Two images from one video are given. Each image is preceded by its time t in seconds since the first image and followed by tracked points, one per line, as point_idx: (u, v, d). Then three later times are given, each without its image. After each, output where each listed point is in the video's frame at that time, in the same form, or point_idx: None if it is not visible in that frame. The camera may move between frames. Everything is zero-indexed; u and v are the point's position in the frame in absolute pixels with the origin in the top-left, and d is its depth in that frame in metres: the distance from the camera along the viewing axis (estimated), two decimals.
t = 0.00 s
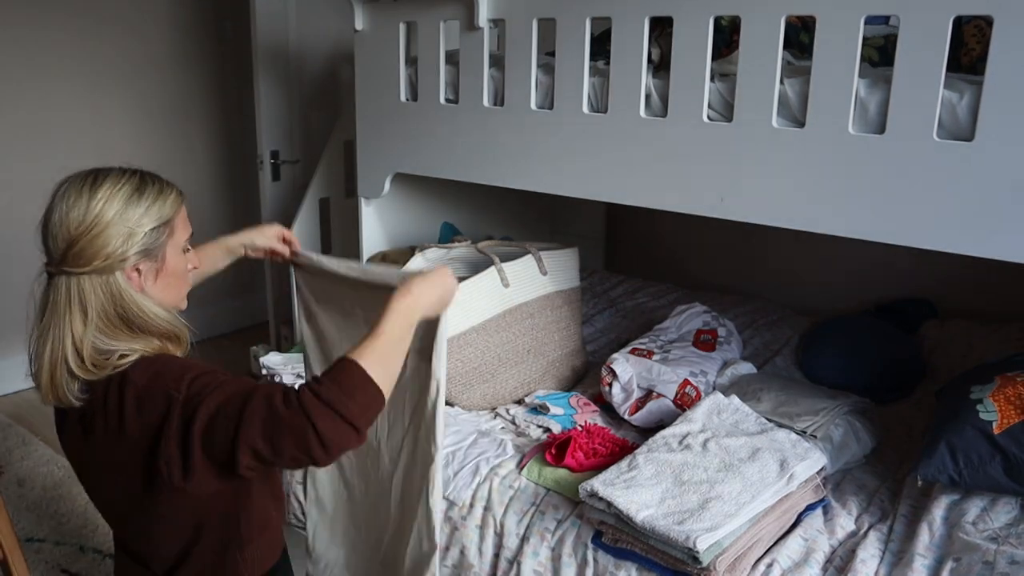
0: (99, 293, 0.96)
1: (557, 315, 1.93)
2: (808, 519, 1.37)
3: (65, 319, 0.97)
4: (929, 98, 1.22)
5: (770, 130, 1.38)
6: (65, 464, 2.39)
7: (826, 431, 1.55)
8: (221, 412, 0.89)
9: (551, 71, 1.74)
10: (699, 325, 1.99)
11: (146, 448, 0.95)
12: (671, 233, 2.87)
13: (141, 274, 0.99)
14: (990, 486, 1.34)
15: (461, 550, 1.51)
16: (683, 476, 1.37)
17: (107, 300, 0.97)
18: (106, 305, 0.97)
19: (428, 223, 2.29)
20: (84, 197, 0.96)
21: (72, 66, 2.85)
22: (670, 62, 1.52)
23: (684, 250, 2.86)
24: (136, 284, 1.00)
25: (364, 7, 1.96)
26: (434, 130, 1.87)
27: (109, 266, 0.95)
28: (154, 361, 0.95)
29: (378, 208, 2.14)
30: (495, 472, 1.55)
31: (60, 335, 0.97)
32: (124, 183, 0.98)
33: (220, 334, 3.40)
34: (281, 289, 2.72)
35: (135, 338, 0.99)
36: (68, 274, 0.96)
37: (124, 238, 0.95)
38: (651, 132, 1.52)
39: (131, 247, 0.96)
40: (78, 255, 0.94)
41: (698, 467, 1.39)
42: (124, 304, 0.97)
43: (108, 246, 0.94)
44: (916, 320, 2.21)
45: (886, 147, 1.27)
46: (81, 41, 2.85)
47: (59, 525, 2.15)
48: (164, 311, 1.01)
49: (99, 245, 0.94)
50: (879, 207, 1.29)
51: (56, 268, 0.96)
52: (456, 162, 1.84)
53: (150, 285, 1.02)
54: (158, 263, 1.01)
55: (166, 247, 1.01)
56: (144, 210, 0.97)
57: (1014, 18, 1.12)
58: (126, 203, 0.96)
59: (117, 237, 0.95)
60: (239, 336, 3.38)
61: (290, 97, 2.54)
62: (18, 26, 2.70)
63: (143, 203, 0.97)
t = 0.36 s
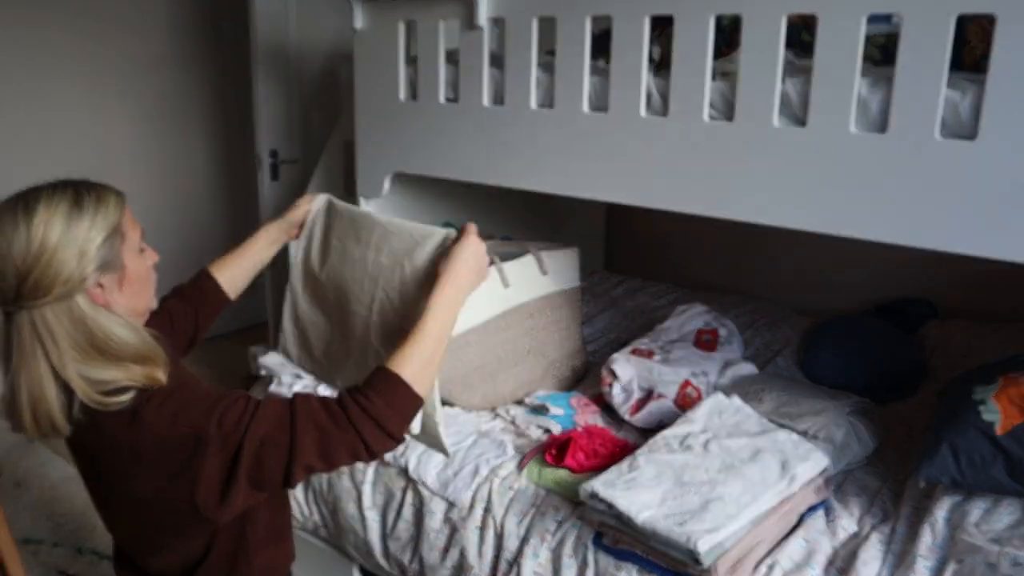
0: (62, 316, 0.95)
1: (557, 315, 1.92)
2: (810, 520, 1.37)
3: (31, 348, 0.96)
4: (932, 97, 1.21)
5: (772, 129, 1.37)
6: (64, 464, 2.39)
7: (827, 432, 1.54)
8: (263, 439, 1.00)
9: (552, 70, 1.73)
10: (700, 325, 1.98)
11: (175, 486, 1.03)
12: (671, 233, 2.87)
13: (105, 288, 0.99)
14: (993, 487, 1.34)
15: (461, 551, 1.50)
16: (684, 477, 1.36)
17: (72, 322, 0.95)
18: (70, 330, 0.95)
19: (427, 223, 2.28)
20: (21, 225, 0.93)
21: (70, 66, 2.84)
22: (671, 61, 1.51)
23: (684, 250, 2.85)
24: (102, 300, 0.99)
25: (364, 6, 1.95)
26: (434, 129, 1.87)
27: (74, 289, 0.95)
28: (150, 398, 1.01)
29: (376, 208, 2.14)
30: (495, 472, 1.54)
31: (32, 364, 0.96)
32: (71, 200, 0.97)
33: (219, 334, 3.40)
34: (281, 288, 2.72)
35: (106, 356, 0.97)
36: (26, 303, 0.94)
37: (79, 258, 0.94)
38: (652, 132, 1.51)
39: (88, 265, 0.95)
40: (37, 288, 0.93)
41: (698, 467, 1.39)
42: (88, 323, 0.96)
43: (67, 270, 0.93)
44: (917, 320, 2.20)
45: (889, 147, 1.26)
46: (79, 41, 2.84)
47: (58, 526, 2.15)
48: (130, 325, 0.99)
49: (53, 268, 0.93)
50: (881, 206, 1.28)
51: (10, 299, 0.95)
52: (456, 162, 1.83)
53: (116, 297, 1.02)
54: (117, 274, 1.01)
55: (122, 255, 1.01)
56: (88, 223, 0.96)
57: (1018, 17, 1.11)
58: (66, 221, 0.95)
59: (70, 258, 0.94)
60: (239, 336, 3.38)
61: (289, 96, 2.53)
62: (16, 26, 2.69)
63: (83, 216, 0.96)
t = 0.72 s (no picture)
0: (103, 265, 1.11)
1: (557, 315, 1.92)
2: (810, 520, 1.36)
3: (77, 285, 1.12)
4: (932, 97, 1.21)
5: (772, 129, 1.37)
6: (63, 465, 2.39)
7: (828, 432, 1.54)
8: (234, 417, 1.07)
9: (552, 70, 1.73)
10: (700, 325, 1.98)
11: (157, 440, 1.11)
12: (671, 233, 2.87)
13: (145, 249, 1.13)
14: (993, 487, 1.34)
15: (461, 551, 1.50)
16: (684, 477, 1.36)
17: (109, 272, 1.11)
18: (108, 275, 1.10)
19: (427, 223, 2.28)
20: (89, 178, 1.11)
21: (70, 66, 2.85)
22: (671, 61, 1.51)
23: (685, 250, 2.85)
24: (140, 260, 1.13)
25: (364, 6, 1.95)
26: (433, 129, 1.87)
27: (114, 241, 1.10)
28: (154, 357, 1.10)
29: (376, 209, 2.14)
30: (496, 472, 1.54)
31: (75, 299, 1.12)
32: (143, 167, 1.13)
33: (219, 334, 3.40)
34: (281, 289, 2.72)
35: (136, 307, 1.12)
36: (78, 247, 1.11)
37: (124, 215, 1.10)
38: (652, 132, 1.51)
39: (131, 223, 1.10)
40: (91, 234, 1.09)
41: (698, 467, 1.39)
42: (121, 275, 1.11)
43: (111, 223, 1.09)
44: (918, 320, 2.20)
45: (889, 147, 1.26)
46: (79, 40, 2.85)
47: (58, 526, 2.15)
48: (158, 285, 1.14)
49: (102, 222, 1.09)
50: (881, 207, 1.28)
51: (70, 241, 1.12)
52: (456, 162, 1.84)
53: (156, 259, 1.15)
54: (164, 239, 1.14)
55: (168, 223, 1.14)
56: (142, 188, 1.12)
57: (1018, 16, 1.11)
58: (123, 182, 1.11)
59: (124, 212, 1.10)
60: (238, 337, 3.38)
61: (289, 96, 2.53)
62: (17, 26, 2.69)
63: (139, 180, 1.12)
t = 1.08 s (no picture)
0: (489, 318, 1.17)
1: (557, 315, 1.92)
2: (811, 521, 1.36)
3: (443, 342, 1.15)
4: (932, 97, 1.21)
5: (771, 130, 1.37)
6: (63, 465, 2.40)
7: (827, 434, 1.56)
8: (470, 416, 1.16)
9: (552, 71, 1.73)
10: (700, 325, 1.98)
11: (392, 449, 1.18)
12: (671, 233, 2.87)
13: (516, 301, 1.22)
14: (994, 488, 1.34)
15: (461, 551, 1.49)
16: (687, 477, 1.37)
17: (489, 326, 1.17)
18: (490, 329, 1.17)
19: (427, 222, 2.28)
20: (476, 239, 1.16)
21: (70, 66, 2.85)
22: (671, 61, 1.51)
23: (685, 249, 2.85)
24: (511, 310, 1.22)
25: (364, 7, 1.95)
26: (434, 129, 1.87)
27: (499, 298, 1.17)
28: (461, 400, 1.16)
29: (376, 209, 2.14)
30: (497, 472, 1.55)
31: (442, 355, 1.15)
32: (444, 225, 1.19)
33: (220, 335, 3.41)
34: (281, 289, 2.73)
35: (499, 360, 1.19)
36: (461, 302, 1.16)
37: (508, 275, 1.17)
38: (652, 132, 1.51)
39: (516, 281, 1.18)
40: (470, 291, 1.15)
41: (701, 468, 1.39)
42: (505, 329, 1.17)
43: (497, 282, 1.16)
44: (918, 320, 2.20)
45: (889, 147, 1.26)
46: (79, 41, 2.85)
47: (58, 526, 2.16)
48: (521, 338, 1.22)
49: (487, 279, 1.15)
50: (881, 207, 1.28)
51: (443, 295, 1.16)
52: (456, 162, 1.84)
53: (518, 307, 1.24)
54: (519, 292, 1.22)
55: (530, 277, 1.23)
56: (516, 249, 1.18)
57: (1019, 17, 1.11)
58: (506, 244, 1.17)
59: (494, 273, 1.16)
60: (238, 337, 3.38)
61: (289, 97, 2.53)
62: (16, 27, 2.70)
63: (517, 242, 1.19)
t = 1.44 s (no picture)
0: (494, 285, 1.35)
1: (557, 315, 1.92)
2: (810, 520, 1.36)
3: (457, 306, 1.32)
4: (932, 96, 1.21)
5: (771, 130, 1.37)
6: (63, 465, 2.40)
7: (824, 437, 1.55)
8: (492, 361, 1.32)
9: (552, 71, 1.73)
10: (700, 325, 1.98)
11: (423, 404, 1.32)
12: (671, 234, 2.87)
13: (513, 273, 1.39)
14: (994, 487, 1.34)
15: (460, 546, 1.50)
16: (685, 476, 1.37)
17: (494, 290, 1.35)
18: (494, 295, 1.35)
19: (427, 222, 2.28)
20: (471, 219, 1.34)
21: (71, 66, 2.85)
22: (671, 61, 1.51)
23: (685, 250, 2.85)
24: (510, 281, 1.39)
25: (364, 6, 1.95)
26: (434, 129, 1.87)
27: (498, 266, 1.35)
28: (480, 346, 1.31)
29: (377, 209, 2.15)
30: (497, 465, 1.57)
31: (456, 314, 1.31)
32: (442, 215, 1.37)
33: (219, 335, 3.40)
34: (281, 290, 2.72)
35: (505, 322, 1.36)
36: (468, 272, 1.34)
37: (503, 247, 1.35)
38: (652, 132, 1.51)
39: (509, 254, 1.36)
40: (470, 262, 1.33)
41: (698, 467, 1.39)
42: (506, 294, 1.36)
43: (495, 253, 1.33)
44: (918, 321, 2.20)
45: (890, 147, 1.26)
46: (79, 40, 2.86)
47: (58, 526, 2.15)
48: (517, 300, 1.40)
49: (484, 251, 1.33)
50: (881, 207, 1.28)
51: (449, 267, 1.34)
52: (456, 162, 1.84)
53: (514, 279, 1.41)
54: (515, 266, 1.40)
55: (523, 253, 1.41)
56: (507, 226, 1.36)
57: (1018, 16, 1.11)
58: (497, 221, 1.35)
59: (488, 245, 1.33)
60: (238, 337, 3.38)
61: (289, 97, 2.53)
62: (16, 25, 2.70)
63: (509, 221, 1.37)
